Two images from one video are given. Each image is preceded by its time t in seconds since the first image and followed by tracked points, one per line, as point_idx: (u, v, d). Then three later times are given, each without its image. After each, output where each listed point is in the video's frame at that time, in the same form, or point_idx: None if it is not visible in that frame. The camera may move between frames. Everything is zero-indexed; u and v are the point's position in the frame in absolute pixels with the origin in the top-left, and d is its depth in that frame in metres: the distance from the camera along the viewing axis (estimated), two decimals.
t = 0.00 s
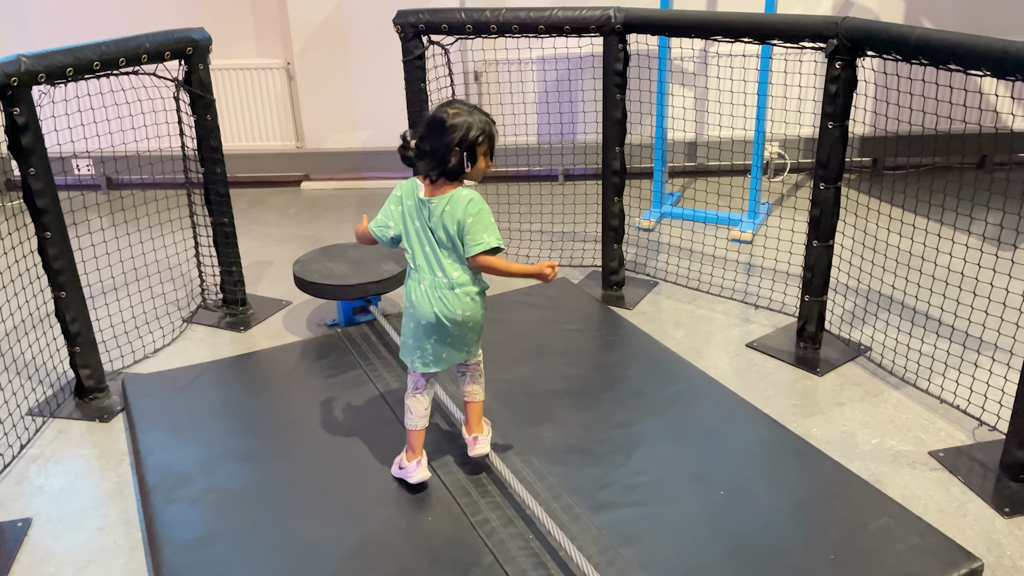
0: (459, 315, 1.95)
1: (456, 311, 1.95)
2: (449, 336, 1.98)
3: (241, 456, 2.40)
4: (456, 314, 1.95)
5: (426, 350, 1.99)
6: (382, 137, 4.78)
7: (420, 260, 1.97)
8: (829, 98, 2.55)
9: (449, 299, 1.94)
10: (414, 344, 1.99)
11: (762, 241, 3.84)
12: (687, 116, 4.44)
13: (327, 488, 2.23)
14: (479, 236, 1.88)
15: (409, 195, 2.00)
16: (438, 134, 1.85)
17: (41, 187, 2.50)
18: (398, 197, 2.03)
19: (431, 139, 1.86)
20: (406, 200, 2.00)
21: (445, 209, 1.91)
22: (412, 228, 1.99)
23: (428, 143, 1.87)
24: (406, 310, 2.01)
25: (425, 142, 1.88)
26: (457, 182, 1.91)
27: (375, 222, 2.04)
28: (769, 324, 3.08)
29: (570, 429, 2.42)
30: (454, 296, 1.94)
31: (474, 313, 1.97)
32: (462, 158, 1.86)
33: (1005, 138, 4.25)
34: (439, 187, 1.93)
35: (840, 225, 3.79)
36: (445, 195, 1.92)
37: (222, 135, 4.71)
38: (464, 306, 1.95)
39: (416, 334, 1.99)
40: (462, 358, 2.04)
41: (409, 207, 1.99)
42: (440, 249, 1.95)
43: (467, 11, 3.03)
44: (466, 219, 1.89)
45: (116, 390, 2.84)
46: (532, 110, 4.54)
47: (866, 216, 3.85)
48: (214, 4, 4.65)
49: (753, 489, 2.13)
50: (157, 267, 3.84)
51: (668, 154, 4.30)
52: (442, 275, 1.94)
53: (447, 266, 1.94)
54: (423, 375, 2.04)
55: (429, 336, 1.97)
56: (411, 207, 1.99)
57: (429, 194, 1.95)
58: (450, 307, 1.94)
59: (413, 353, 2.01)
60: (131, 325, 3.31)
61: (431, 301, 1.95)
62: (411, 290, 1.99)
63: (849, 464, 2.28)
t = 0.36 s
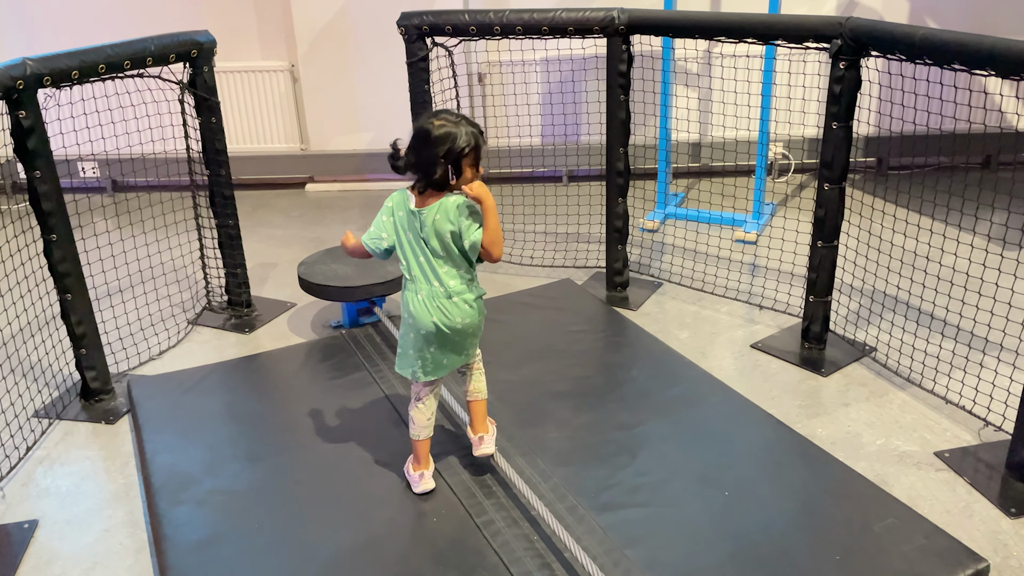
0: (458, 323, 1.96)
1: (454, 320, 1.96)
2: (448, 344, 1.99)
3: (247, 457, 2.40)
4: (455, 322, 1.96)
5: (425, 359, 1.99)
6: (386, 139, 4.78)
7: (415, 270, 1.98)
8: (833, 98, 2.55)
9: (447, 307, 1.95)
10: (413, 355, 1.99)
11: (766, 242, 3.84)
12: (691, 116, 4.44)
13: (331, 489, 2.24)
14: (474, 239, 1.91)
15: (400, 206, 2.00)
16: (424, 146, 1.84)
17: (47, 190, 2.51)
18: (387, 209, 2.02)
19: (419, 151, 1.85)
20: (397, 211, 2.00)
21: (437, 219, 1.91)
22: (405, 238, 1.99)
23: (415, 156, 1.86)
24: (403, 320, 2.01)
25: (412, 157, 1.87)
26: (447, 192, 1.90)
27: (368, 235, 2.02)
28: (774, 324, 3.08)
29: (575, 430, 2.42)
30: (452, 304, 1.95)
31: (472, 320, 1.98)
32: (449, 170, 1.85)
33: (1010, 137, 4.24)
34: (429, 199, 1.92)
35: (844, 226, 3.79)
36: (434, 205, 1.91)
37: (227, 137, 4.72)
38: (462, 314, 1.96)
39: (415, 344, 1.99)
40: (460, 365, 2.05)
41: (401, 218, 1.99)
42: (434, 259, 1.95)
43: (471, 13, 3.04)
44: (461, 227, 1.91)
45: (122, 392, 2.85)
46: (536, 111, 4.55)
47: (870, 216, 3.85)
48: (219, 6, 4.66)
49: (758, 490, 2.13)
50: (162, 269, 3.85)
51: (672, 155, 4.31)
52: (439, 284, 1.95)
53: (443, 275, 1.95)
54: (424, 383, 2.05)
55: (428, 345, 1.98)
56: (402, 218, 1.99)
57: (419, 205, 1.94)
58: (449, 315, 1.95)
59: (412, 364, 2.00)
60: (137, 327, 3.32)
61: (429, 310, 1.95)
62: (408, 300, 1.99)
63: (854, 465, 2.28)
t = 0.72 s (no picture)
0: (444, 330, 1.96)
1: (441, 326, 1.96)
2: (436, 352, 1.99)
3: (250, 461, 2.40)
4: (442, 328, 1.95)
5: (415, 368, 1.99)
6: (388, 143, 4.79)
7: (395, 281, 1.98)
8: (835, 100, 2.55)
9: (432, 315, 1.95)
10: (402, 365, 1.99)
11: (769, 244, 3.83)
12: (693, 118, 4.44)
13: (335, 493, 2.24)
14: (447, 242, 1.88)
15: (369, 220, 1.99)
16: (406, 157, 1.83)
17: (50, 195, 2.52)
18: (356, 226, 2.02)
19: (399, 162, 1.84)
20: (367, 226, 2.00)
21: (412, 228, 1.92)
22: (380, 251, 1.99)
23: (396, 167, 1.84)
24: (388, 332, 2.00)
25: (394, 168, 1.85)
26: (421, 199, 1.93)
27: (340, 253, 2.00)
28: (777, 326, 3.07)
29: (578, 433, 2.41)
30: (436, 311, 1.95)
31: (458, 325, 1.98)
32: (430, 179, 1.88)
33: (1013, 138, 4.23)
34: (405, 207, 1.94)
35: (847, 227, 3.78)
36: (408, 214, 1.93)
37: (229, 141, 4.73)
38: (448, 320, 1.96)
39: (403, 354, 1.98)
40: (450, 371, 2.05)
41: (372, 232, 1.99)
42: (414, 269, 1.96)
43: (473, 16, 3.04)
44: (435, 233, 1.90)
45: (125, 396, 2.85)
46: (538, 114, 4.55)
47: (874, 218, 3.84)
48: (222, 11, 4.67)
49: (762, 493, 2.12)
50: (165, 273, 3.86)
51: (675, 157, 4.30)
52: (421, 293, 1.95)
53: (425, 284, 1.95)
54: (414, 391, 2.05)
55: (416, 353, 1.98)
56: (374, 232, 1.99)
57: (392, 216, 1.95)
58: (435, 323, 1.95)
59: (401, 374, 2.00)
60: (140, 332, 3.32)
61: (414, 319, 1.95)
62: (391, 313, 1.99)
63: (858, 467, 2.27)
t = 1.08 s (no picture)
0: (454, 339, 1.96)
1: (451, 337, 1.96)
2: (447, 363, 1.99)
3: (253, 469, 2.41)
4: (452, 338, 1.96)
5: (427, 379, 2.00)
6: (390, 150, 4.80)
7: (402, 295, 1.98)
8: (834, 106, 2.56)
9: (442, 325, 1.95)
10: (414, 378, 1.99)
11: (770, 249, 3.84)
12: (693, 124, 4.45)
13: (337, 501, 2.24)
14: (455, 246, 1.91)
15: (371, 237, 1.99)
16: (410, 161, 1.87)
17: (53, 205, 2.53)
18: (357, 245, 2.02)
19: (404, 168, 1.86)
20: (368, 242, 2.00)
21: (417, 238, 1.94)
22: (384, 266, 1.99)
23: (401, 177, 1.87)
24: (397, 347, 1.99)
25: (401, 174, 1.86)
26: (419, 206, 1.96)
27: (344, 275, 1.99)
28: (778, 332, 3.08)
29: (580, 440, 2.42)
30: (446, 321, 1.95)
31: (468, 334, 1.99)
32: (428, 183, 1.93)
33: (1014, 142, 4.24)
34: (405, 216, 1.95)
35: (848, 232, 3.79)
36: (410, 224, 1.94)
37: (231, 148, 4.74)
38: (458, 329, 1.97)
39: (413, 367, 1.98)
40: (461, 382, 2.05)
41: (374, 248, 1.99)
42: (421, 280, 1.96)
43: (473, 24, 3.05)
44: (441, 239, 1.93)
45: (128, 404, 2.86)
46: (538, 121, 4.56)
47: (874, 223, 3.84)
48: (223, 19, 4.69)
49: (764, 499, 2.13)
50: (168, 281, 3.87)
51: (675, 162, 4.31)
52: (430, 304, 1.96)
53: (433, 294, 1.96)
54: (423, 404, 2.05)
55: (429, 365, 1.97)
56: (376, 248, 1.99)
57: (393, 230, 1.96)
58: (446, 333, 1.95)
59: (413, 387, 2.00)
60: (143, 340, 3.33)
61: (424, 331, 1.95)
62: (399, 326, 1.98)
63: (860, 472, 2.27)
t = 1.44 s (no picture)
0: (473, 337, 1.99)
1: (472, 334, 1.98)
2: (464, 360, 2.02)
3: (254, 476, 2.40)
4: (471, 335, 1.98)
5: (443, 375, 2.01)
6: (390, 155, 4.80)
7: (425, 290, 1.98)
8: (835, 110, 2.56)
9: (464, 322, 1.97)
10: (431, 373, 2.00)
11: (771, 252, 3.84)
12: (694, 127, 4.45)
13: (339, 507, 2.24)
14: (490, 244, 1.96)
15: (399, 231, 1.98)
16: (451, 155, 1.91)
17: (54, 212, 2.53)
18: (384, 237, 1.99)
19: (447, 159, 1.90)
20: (397, 236, 1.98)
21: (449, 233, 1.95)
22: (411, 261, 1.99)
23: (445, 167, 1.89)
24: (415, 341, 2.00)
25: (442, 166, 1.88)
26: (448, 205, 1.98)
27: (370, 268, 1.97)
28: (780, 336, 3.07)
29: (582, 445, 2.41)
30: (467, 318, 1.98)
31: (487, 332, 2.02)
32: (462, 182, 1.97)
33: (1015, 145, 4.23)
34: (437, 212, 1.95)
35: (849, 236, 3.79)
36: (443, 220, 1.95)
37: (232, 154, 4.75)
38: (478, 327, 1.99)
39: (431, 362, 1.99)
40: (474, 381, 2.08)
41: (403, 242, 1.98)
42: (446, 276, 1.98)
43: (473, 29, 3.05)
44: (472, 237, 1.96)
45: (129, 410, 2.86)
46: (539, 126, 4.57)
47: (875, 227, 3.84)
48: (224, 25, 4.70)
49: (767, 504, 2.12)
50: (169, 287, 3.87)
51: (676, 167, 4.31)
52: (454, 301, 1.98)
53: (455, 291, 1.98)
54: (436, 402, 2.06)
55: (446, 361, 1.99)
56: (405, 242, 1.98)
57: (425, 225, 1.95)
58: (466, 331, 1.98)
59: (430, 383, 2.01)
60: (144, 346, 3.33)
61: (446, 327, 1.97)
62: (419, 321, 1.99)
63: (862, 477, 2.27)
